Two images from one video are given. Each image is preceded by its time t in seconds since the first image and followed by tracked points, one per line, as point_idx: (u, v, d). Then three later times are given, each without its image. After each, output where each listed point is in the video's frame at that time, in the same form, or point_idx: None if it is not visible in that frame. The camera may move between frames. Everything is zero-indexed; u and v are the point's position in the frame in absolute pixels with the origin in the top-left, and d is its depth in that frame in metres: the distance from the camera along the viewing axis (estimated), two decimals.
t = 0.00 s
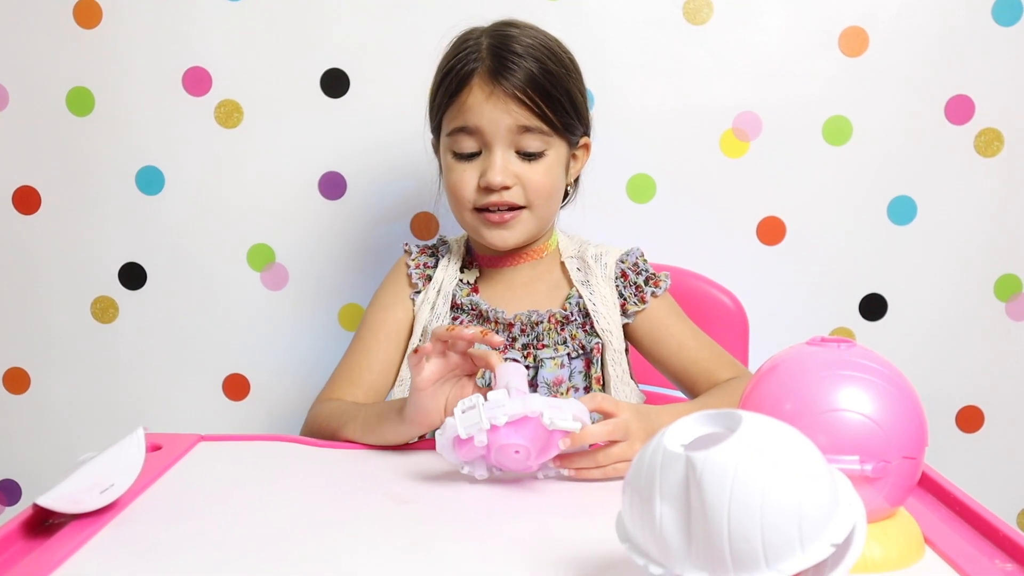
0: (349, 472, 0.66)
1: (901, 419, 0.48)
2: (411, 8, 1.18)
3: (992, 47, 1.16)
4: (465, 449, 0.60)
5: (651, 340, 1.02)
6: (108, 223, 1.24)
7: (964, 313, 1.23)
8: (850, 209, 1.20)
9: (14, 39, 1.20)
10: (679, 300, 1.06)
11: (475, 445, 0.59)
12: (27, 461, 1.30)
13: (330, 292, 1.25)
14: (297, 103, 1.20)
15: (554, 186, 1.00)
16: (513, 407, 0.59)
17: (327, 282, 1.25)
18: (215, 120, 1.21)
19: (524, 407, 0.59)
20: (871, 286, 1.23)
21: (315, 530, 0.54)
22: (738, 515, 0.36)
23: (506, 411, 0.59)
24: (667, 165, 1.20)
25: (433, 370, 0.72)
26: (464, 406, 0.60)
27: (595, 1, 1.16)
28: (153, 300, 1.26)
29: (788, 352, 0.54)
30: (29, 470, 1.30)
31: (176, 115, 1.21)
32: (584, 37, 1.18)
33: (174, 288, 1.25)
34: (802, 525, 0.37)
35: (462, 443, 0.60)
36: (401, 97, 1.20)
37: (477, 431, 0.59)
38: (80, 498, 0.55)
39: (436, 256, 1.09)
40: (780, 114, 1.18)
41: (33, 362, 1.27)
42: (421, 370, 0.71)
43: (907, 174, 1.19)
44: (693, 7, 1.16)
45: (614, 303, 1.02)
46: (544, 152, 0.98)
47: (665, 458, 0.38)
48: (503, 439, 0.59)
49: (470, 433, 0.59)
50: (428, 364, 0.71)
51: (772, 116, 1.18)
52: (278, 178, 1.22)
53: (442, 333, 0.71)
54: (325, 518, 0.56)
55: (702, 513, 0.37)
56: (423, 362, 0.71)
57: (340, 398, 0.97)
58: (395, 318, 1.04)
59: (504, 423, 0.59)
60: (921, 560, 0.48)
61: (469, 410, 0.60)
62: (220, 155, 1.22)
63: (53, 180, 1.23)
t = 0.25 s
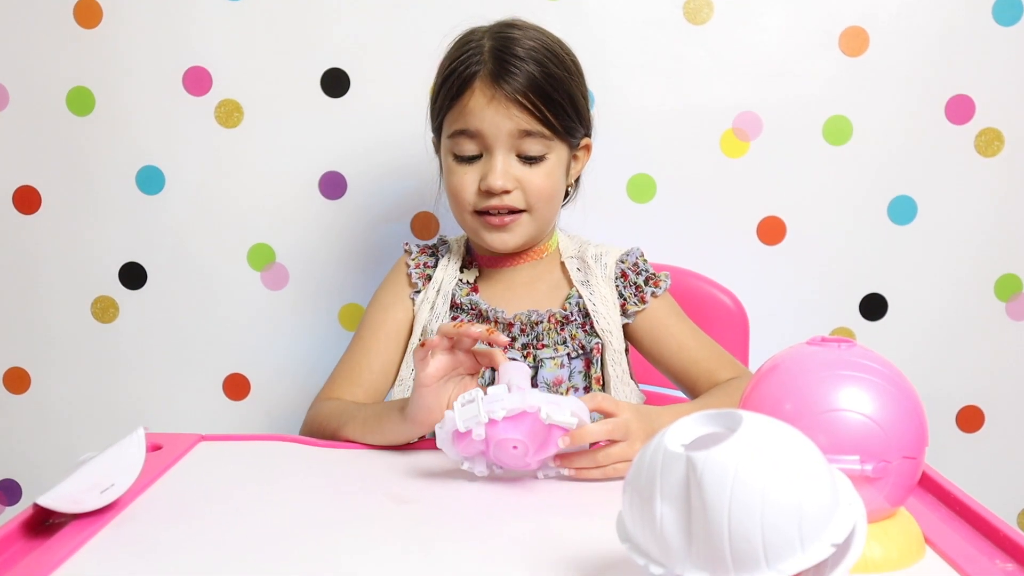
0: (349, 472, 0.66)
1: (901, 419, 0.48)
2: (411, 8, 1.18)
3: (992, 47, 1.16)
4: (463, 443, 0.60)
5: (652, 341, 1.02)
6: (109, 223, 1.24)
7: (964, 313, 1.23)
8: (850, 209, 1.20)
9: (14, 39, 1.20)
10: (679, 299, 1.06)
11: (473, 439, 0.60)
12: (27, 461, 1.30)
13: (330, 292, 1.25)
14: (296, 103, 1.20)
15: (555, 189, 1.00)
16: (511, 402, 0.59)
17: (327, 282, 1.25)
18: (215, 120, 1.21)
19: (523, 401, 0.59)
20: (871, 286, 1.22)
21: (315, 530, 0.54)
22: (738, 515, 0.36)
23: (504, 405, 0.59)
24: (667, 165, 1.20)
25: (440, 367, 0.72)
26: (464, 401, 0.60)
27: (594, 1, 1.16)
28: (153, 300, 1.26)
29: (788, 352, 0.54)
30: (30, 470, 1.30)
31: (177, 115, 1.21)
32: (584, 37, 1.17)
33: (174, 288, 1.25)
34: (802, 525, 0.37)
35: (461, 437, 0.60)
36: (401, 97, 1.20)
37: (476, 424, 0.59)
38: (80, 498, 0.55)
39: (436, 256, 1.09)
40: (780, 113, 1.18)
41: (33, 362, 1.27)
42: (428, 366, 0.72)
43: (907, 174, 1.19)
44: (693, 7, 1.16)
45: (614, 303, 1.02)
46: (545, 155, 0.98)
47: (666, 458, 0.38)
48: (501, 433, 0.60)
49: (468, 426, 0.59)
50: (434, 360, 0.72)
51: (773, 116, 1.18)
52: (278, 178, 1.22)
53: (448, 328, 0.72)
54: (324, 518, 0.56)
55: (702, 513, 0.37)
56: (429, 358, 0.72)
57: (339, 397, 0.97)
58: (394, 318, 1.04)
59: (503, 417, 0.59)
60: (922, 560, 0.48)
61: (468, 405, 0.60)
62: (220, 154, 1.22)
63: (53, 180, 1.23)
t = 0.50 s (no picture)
0: (349, 472, 0.66)
1: (901, 419, 0.48)
2: (411, 9, 1.18)
3: (992, 47, 1.16)
4: (474, 456, 0.60)
5: (652, 341, 1.02)
6: (109, 223, 1.24)
7: (964, 313, 1.23)
8: (850, 209, 1.20)
9: (15, 39, 1.20)
10: (679, 300, 1.06)
11: (484, 451, 0.59)
12: (28, 461, 1.30)
13: (330, 292, 1.25)
14: (297, 104, 1.20)
15: (556, 189, 1.00)
16: (520, 410, 0.59)
17: (327, 283, 1.25)
18: (215, 120, 1.21)
19: (532, 409, 0.59)
20: (871, 286, 1.22)
21: (316, 530, 0.54)
22: (738, 515, 0.36)
23: (514, 414, 0.59)
24: (667, 165, 1.20)
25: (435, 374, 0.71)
26: (471, 413, 0.60)
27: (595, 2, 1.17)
28: (153, 301, 1.26)
29: (788, 352, 0.54)
30: (30, 470, 1.30)
31: (177, 115, 1.21)
32: (584, 37, 1.17)
33: (174, 288, 1.25)
34: (802, 525, 0.37)
35: (471, 450, 0.59)
36: (401, 97, 1.20)
37: (488, 437, 0.59)
38: (81, 499, 0.55)
39: (436, 257, 1.09)
40: (780, 114, 1.18)
41: (33, 362, 1.28)
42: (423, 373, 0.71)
43: (907, 174, 1.19)
44: (693, 7, 1.16)
45: (614, 304, 1.02)
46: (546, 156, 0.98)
47: (666, 459, 0.38)
48: (512, 442, 0.59)
49: (480, 439, 0.59)
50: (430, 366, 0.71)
51: (773, 116, 1.18)
52: (278, 178, 1.22)
53: (449, 334, 0.71)
54: (324, 518, 0.56)
55: (703, 513, 0.37)
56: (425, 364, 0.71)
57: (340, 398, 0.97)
58: (394, 319, 1.04)
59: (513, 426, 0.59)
60: (922, 561, 0.48)
61: (477, 417, 0.60)
62: (220, 155, 1.22)
63: (53, 180, 1.23)
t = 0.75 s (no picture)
0: (349, 472, 0.66)
1: (901, 418, 0.48)
2: (411, 9, 1.18)
3: (992, 47, 1.16)
4: (483, 454, 0.60)
5: (652, 339, 1.02)
6: (109, 224, 1.24)
7: (964, 313, 1.23)
8: (850, 208, 1.20)
9: (15, 39, 1.20)
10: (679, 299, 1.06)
11: (493, 449, 0.60)
12: (28, 461, 1.30)
13: (330, 292, 1.25)
14: (297, 104, 1.20)
15: (551, 180, 0.99)
16: (528, 406, 0.60)
17: (327, 283, 1.25)
18: (215, 121, 1.21)
19: (540, 404, 0.61)
20: (871, 286, 1.22)
21: (315, 530, 0.54)
22: (738, 515, 0.36)
23: (522, 411, 0.60)
24: (667, 165, 1.20)
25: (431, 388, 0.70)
26: (479, 413, 0.61)
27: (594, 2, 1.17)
28: (153, 301, 1.26)
29: (789, 351, 0.54)
30: (30, 470, 1.30)
31: (177, 115, 1.21)
32: (583, 37, 1.17)
33: (174, 289, 1.25)
34: (802, 525, 0.37)
35: (480, 448, 0.60)
36: (401, 97, 1.20)
37: (496, 433, 0.59)
38: (80, 499, 0.55)
39: (437, 256, 1.08)
40: (780, 114, 1.18)
41: (33, 363, 1.28)
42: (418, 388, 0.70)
43: (907, 174, 1.19)
44: (693, 7, 1.16)
45: (615, 303, 1.02)
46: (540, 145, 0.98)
47: (666, 459, 0.38)
48: (521, 439, 0.60)
49: (489, 437, 0.59)
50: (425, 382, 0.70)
51: (773, 116, 1.18)
52: (278, 179, 1.22)
53: (440, 350, 0.68)
54: (325, 518, 0.56)
55: (703, 513, 0.37)
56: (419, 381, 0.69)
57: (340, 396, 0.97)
58: (396, 318, 1.04)
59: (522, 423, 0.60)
60: (922, 560, 0.48)
61: (485, 415, 0.61)
62: (220, 155, 1.22)
63: (53, 180, 1.23)
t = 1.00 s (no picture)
0: (349, 472, 0.66)
1: (901, 418, 0.48)
2: (411, 9, 1.18)
3: (992, 46, 1.16)
4: (476, 457, 0.60)
5: (651, 341, 1.02)
6: (108, 224, 1.24)
7: (964, 313, 1.23)
8: (850, 208, 1.20)
9: (14, 39, 1.20)
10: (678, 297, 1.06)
11: (487, 453, 0.59)
12: (28, 462, 1.30)
13: (330, 292, 1.25)
14: (296, 103, 1.20)
15: (542, 178, 0.99)
16: (523, 412, 0.59)
17: (327, 282, 1.25)
18: (215, 120, 1.21)
19: (536, 410, 0.60)
20: (871, 286, 1.22)
21: (315, 530, 0.54)
22: (738, 515, 0.36)
23: (515, 416, 0.59)
24: (667, 165, 1.20)
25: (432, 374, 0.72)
26: (474, 414, 0.60)
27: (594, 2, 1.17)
28: (153, 301, 1.26)
29: (788, 351, 0.54)
30: (29, 470, 1.30)
31: (177, 115, 1.21)
32: (583, 36, 1.17)
33: (174, 289, 1.25)
34: (803, 524, 0.37)
35: (474, 451, 0.60)
36: (401, 97, 1.20)
37: (489, 438, 0.59)
38: (80, 499, 0.55)
39: (440, 255, 1.09)
40: (780, 114, 1.18)
41: (33, 363, 1.27)
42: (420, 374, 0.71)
43: (907, 174, 1.19)
44: (693, 7, 1.16)
45: (616, 300, 1.02)
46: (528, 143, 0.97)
47: (666, 459, 0.38)
48: (515, 444, 0.60)
49: (483, 441, 0.59)
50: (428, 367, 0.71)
51: (772, 116, 1.18)
52: (278, 179, 1.22)
53: (443, 331, 0.73)
54: (324, 517, 0.56)
55: (702, 513, 0.37)
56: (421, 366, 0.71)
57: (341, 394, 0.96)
58: (400, 315, 1.04)
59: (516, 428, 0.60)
60: (922, 560, 0.48)
61: (479, 418, 0.60)
62: (219, 155, 1.22)
63: (53, 180, 1.23)
